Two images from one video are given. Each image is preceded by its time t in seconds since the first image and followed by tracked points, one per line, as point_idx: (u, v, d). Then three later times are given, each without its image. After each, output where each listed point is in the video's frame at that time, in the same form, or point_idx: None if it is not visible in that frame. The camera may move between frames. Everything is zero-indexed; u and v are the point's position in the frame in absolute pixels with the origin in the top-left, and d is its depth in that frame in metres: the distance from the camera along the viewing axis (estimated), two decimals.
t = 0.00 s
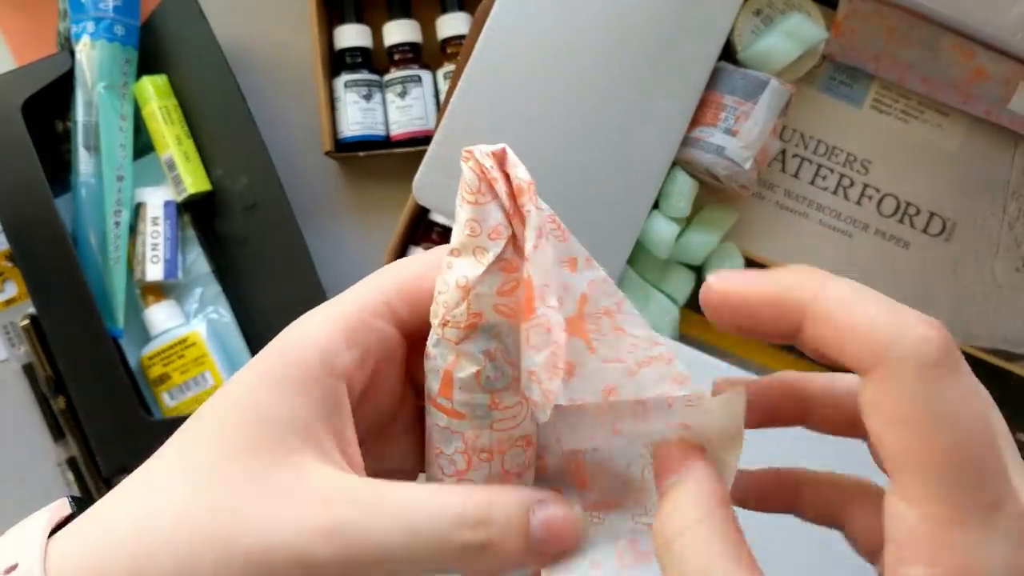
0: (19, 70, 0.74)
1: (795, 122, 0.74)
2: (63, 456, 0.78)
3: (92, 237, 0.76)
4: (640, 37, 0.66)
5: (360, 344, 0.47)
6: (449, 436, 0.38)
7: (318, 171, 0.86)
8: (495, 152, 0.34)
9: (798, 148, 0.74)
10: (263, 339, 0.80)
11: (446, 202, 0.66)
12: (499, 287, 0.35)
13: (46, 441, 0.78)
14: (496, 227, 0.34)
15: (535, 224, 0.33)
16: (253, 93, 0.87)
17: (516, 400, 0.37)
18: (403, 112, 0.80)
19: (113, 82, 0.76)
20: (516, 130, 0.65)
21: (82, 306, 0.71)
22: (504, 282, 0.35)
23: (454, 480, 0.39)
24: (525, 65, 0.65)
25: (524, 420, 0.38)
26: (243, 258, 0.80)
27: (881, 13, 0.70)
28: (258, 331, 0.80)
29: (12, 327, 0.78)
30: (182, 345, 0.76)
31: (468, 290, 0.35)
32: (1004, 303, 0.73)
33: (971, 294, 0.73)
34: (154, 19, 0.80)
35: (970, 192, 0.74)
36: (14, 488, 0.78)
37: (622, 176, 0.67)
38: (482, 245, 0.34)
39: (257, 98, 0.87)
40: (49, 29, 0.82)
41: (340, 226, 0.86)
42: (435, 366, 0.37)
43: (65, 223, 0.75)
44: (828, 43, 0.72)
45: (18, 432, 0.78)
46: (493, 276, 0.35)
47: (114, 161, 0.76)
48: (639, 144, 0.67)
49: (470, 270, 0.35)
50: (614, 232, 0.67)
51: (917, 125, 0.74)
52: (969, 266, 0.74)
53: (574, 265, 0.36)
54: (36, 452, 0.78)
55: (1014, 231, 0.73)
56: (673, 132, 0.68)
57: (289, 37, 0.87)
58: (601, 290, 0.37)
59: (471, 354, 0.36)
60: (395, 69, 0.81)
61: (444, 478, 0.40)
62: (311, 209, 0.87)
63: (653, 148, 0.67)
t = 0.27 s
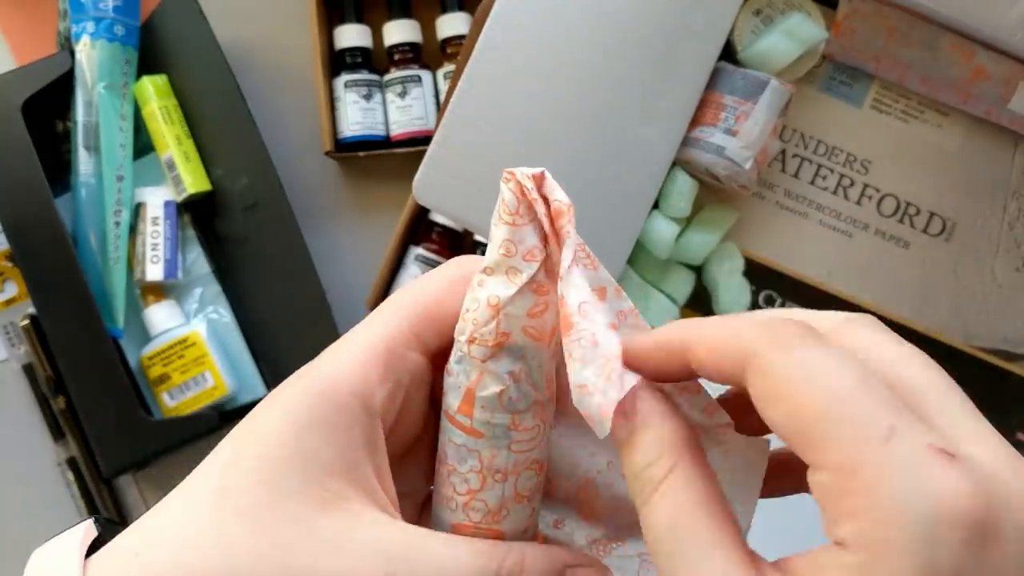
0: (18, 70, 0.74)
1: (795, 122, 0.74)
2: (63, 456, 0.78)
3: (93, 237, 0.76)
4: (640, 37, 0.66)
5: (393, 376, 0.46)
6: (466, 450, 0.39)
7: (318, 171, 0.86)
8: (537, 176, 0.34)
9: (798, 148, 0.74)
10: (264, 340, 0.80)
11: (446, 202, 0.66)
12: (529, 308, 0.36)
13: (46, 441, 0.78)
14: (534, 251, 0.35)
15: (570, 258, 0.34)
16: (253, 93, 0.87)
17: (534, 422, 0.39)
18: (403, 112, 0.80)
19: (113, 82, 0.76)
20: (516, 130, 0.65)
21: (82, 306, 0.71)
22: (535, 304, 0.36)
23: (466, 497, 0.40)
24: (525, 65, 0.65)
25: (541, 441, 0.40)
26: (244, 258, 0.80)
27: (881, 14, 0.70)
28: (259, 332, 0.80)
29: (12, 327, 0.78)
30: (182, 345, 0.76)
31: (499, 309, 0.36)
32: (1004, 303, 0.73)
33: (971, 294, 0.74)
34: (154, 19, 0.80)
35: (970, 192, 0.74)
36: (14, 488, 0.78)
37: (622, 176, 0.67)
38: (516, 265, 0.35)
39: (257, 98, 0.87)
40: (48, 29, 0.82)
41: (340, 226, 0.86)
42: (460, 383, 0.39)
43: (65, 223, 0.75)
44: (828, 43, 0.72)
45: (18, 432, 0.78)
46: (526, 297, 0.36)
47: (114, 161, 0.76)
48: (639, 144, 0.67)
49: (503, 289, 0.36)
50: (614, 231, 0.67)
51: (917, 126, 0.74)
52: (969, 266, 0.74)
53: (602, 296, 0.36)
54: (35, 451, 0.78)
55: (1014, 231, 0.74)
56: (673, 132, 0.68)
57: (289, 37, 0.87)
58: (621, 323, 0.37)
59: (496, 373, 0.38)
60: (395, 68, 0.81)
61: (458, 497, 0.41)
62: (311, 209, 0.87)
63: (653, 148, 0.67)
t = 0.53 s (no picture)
0: (18, 70, 0.74)
1: (795, 122, 0.74)
2: (63, 456, 0.78)
3: (93, 237, 0.76)
4: (640, 37, 0.66)
5: (375, 376, 0.46)
6: (429, 456, 0.41)
7: (319, 171, 0.86)
8: (517, 173, 0.34)
9: (798, 148, 0.74)
10: (264, 341, 0.80)
11: (445, 202, 0.66)
12: (490, 312, 0.37)
13: (45, 441, 0.78)
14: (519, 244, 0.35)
15: (549, 263, 0.33)
16: (253, 94, 0.87)
17: (494, 433, 0.39)
18: (403, 112, 0.80)
19: (113, 82, 0.76)
20: (516, 130, 0.65)
21: (82, 307, 0.71)
22: (497, 308, 0.37)
23: (427, 496, 0.41)
24: (525, 66, 0.65)
25: (501, 454, 0.40)
26: (243, 258, 0.80)
27: (881, 14, 0.70)
28: (259, 333, 0.80)
29: (12, 327, 0.78)
30: (182, 345, 0.76)
31: (461, 309, 0.37)
32: (1005, 303, 0.73)
33: (972, 294, 0.74)
34: (154, 19, 0.80)
35: (971, 192, 0.74)
36: (14, 488, 0.78)
37: (622, 175, 0.67)
38: (487, 264, 0.36)
39: (258, 99, 0.87)
40: (49, 29, 0.82)
41: (340, 226, 0.86)
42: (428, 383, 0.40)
43: (65, 223, 0.76)
44: (828, 44, 0.72)
45: (18, 432, 0.78)
46: (488, 298, 0.36)
47: (114, 161, 0.76)
48: (639, 144, 0.67)
49: (466, 290, 0.37)
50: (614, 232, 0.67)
51: (917, 125, 0.74)
52: (969, 265, 0.74)
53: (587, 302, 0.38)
54: (36, 452, 0.78)
55: (1014, 231, 0.74)
56: (673, 133, 0.68)
57: (289, 37, 0.87)
58: (607, 336, 0.39)
59: (455, 374, 0.38)
60: (395, 68, 0.82)
61: (420, 495, 0.42)
62: (311, 210, 0.87)
63: (654, 148, 0.67)
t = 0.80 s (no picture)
0: (19, 70, 0.74)
1: (795, 122, 0.74)
2: (63, 456, 0.78)
3: (93, 237, 0.76)
4: (640, 37, 0.66)
5: (356, 370, 0.47)
6: (426, 437, 0.40)
7: (319, 172, 0.86)
8: (529, 160, 0.35)
9: (798, 148, 0.74)
10: (264, 341, 0.80)
11: (445, 203, 0.66)
12: (497, 292, 0.37)
13: (45, 441, 0.78)
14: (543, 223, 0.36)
15: (555, 249, 0.34)
16: (253, 94, 0.87)
17: (493, 414, 0.39)
18: (403, 112, 0.80)
19: (113, 82, 0.76)
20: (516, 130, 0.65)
21: (82, 307, 0.71)
22: (503, 290, 0.37)
23: (421, 480, 0.41)
24: (525, 66, 0.65)
25: (500, 435, 0.40)
26: (243, 258, 0.80)
27: (881, 14, 0.70)
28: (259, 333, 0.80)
29: (12, 327, 0.78)
30: (182, 345, 0.76)
31: (468, 289, 0.37)
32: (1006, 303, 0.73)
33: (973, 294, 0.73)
34: (154, 19, 0.80)
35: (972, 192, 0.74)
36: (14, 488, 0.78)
37: (622, 175, 0.67)
38: (495, 246, 0.36)
39: (258, 99, 0.87)
40: (49, 29, 0.82)
41: (340, 226, 0.86)
42: (428, 363, 0.40)
43: (65, 223, 0.76)
44: (828, 44, 0.72)
45: (18, 432, 0.78)
46: (493, 279, 0.37)
47: (114, 161, 0.76)
48: (640, 144, 0.67)
49: (473, 270, 0.37)
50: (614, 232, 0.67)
51: (917, 126, 0.74)
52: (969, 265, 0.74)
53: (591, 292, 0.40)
54: (36, 452, 0.78)
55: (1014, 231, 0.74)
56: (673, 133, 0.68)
57: (289, 38, 0.87)
58: (604, 324, 0.40)
59: (457, 355, 0.38)
60: (395, 68, 0.82)
61: (414, 478, 0.42)
62: (311, 210, 0.87)
63: (654, 147, 0.67)
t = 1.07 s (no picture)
0: (19, 70, 0.74)
1: (795, 122, 0.74)
2: (63, 456, 0.78)
3: (93, 237, 0.76)
4: (640, 37, 0.66)
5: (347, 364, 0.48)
6: (428, 412, 0.41)
7: (319, 172, 0.86)
8: (502, 136, 0.35)
9: (798, 148, 0.74)
10: (264, 340, 0.80)
11: (445, 203, 0.66)
12: (486, 266, 0.37)
13: (46, 441, 0.78)
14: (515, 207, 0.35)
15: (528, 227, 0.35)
16: (253, 94, 0.87)
17: (491, 384, 0.39)
18: (403, 112, 0.80)
19: (113, 82, 0.76)
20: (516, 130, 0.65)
21: (82, 307, 0.71)
22: (491, 264, 0.37)
23: (424, 454, 0.42)
24: (525, 66, 0.65)
25: (498, 405, 0.40)
26: (243, 258, 0.80)
27: (881, 14, 0.70)
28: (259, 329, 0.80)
29: (12, 327, 0.78)
30: (182, 345, 0.76)
31: (456, 266, 0.37)
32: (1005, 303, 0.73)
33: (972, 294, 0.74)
34: (154, 19, 0.80)
35: (972, 191, 0.74)
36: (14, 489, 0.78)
37: (622, 176, 0.67)
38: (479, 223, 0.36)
39: (258, 99, 0.87)
40: (49, 29, 0.82)
41: (340, 226, 0.86)
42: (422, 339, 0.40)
43: (65, 223, 0.75)
44: (828, 43, 0.72)
45: (18, 432, 0.78)
46: (479, 256, 0.36)
47: (114, 161, 0.76)
48: (640, 144, 0.67)
49: (459, 248, 0.37)
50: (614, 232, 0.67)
51: (917, 125, 0.74)
52: (969, 265, 0.74)
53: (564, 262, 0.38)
54: (36, 452, 0.78)
55: (1014, 231, 0.74)
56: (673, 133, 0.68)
57: (289, 38, 0.87)
58: (584, 292, 0.39)
59: (452, 331, 0.38)
60: (395, 68, 0.82)
61: (417, 453, 0.42)
62: (311, 210, 0.87)
63: (654, 148, 0.67)
